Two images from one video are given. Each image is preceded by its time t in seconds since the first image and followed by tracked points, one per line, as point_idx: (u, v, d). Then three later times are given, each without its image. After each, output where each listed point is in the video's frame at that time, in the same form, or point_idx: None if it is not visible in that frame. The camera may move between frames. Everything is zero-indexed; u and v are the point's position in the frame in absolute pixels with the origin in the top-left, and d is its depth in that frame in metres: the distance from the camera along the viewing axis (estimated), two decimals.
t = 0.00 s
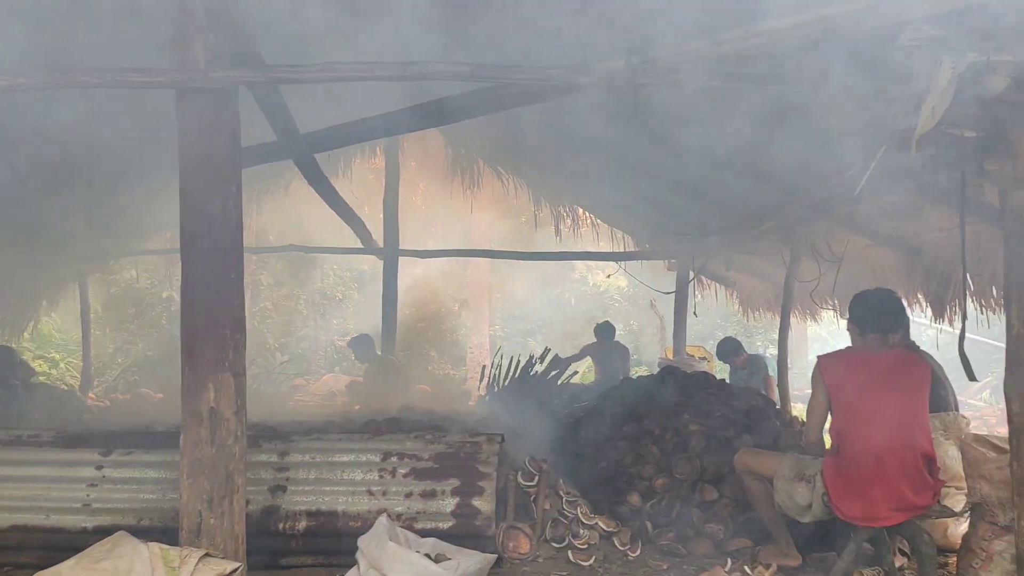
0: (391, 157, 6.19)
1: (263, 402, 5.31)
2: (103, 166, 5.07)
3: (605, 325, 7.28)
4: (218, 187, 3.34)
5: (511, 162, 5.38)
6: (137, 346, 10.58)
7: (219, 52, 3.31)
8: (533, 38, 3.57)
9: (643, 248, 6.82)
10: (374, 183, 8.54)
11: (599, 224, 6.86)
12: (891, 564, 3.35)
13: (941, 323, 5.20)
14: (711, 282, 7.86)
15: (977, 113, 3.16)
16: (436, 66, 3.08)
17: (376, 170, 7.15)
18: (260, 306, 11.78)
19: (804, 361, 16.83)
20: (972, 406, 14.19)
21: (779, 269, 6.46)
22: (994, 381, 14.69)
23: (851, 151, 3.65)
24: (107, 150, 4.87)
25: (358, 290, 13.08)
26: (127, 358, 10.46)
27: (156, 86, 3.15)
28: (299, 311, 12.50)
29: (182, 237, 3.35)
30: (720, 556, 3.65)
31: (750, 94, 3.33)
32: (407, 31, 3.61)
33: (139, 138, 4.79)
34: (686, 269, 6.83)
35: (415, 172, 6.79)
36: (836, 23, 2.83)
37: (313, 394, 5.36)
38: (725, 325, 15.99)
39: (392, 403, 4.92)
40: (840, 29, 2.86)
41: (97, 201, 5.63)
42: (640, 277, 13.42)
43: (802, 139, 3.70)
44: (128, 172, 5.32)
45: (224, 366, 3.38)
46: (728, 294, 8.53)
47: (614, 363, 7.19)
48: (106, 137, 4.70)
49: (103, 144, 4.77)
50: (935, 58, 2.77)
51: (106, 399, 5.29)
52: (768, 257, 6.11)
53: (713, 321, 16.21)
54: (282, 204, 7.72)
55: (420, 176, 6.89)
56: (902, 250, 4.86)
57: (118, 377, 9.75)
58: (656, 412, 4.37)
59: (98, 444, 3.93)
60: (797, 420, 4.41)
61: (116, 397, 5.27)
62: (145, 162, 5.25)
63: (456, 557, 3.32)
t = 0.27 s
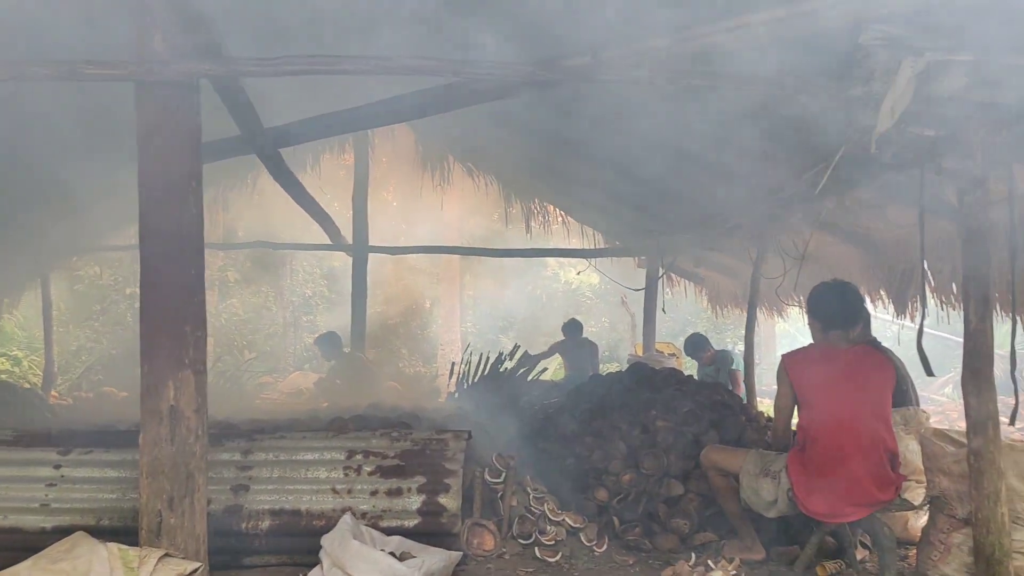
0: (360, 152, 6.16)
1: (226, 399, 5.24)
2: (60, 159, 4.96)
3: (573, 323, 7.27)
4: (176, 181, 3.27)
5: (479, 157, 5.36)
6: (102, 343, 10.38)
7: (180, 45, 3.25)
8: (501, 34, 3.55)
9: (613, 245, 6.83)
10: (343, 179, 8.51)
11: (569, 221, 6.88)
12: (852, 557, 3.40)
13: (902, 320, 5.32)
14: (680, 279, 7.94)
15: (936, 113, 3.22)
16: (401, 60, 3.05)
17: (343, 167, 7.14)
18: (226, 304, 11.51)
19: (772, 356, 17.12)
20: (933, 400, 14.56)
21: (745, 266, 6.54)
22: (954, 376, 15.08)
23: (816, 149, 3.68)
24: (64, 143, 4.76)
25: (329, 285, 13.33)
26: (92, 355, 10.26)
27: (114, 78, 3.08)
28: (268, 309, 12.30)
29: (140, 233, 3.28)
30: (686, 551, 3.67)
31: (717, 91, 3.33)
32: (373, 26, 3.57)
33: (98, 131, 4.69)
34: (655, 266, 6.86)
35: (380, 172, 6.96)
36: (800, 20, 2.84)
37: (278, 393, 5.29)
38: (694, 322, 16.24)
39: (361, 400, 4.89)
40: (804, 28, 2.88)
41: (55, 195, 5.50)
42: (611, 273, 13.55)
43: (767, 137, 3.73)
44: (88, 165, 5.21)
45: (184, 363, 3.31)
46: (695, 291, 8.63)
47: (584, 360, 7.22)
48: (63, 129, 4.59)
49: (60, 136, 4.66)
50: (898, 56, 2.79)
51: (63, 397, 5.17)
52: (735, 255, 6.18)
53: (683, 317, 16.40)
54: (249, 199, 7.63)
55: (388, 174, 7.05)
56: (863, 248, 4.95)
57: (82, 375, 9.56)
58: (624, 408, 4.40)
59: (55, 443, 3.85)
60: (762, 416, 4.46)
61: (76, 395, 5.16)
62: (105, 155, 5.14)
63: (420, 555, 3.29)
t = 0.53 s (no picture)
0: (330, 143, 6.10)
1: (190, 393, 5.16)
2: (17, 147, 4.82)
3: (543, 319, 7.26)
4: (136, 171, 3.19)
5: (449, 149, 5.33)
6: (67, 339, 10.16)
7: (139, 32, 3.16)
8: (470, 24, 3.51)
9: (585, 239, 6.84)
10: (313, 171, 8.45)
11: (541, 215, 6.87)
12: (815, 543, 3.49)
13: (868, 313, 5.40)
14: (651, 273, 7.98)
15: (901, 107, 3.26)
16: (367, 49, 3.00)
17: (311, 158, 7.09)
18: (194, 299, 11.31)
19: (742, 351, 17.39)
20: (897, 393, 14.90)
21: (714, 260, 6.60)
22: (917, 369, 15.46)
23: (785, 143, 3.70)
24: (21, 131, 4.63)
25: (299, 279, 13.32)
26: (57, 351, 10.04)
27: (68, 65, 2.98)
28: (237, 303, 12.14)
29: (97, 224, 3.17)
30: (655, 542, 3.68)
31: (688, 84, 3.32)
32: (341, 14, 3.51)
33: (56, 119, 4.56)
34: (627, 260, 6.89)
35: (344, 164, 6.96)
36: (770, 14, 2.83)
37: (246, 388, 5.22)
38: (665, 317, 16.45)
39: (330, 394, 4.84)
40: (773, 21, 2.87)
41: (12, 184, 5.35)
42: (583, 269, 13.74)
43: (736, 131, 3.74)
44: (46, 154, 5.07)
45: (145, 355, 3.20)
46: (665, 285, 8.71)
47: (556, 354, 7.22)
48: (19, 117, 4.46)
49: (15, 123, 4.52)
50: (864, 49, 2.80)
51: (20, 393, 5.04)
52: (705, 249, 6.22)
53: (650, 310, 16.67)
54: (217, 190, 7.52)
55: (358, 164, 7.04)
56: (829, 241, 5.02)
57: (46, 371, 9.35)
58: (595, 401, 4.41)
59: (12, 439, 3.75)
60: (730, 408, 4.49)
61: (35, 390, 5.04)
62: (65, 145, 5.01)
63: (387, 549, 3.26)
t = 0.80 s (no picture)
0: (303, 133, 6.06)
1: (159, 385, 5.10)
2: None
3: (519, 312, 7.30)
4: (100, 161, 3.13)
5: (422, 140, 5.31)
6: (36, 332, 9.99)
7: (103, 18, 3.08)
8: (444, 14, 3.48)
9: (560, 231, 6.84)
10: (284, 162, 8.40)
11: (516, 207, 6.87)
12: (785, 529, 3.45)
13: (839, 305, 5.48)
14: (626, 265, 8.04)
15: (871, 99, 3.29)
16: (337, 37, 2.95)
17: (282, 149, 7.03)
18: (164, 290, 11.16)
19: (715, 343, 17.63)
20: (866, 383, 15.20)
21: (688, 252, 6.65)
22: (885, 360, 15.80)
23: (757, 135, 3.72)
24: None
25: (272, 272, 13.29)
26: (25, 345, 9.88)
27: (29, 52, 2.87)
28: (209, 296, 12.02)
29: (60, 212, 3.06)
30: (628, 532, 3.70)
31: (661, 76, 3.32)
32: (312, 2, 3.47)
33: (18, 106, 4.46)
34: (601, 252, 6.91)
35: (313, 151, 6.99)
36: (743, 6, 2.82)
37: (216, 381, 5.16)
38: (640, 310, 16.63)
39: (303, 387, 4.81)
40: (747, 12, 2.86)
41: None
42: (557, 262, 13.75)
43: (710, 123, 3.75)
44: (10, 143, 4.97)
45: (112, 346, 3.07)
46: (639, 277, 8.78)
47: (532, 346, 7.24)
48: None
49: None
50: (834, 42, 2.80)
51: None
52: (679, 241, 6.26)
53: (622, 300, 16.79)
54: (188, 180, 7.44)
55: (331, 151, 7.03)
56: (800, 232, 5.08)
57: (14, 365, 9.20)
58: (569, 392, 4.43)
59: None
60: (703, 398, 4.53)
61: None
62: (28, 133, 4.91)
63: (359, 540, 3.26)
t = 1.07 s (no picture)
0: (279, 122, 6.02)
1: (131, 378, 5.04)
2: None
3: (502, 305, 7.25)
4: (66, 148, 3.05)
5: (399, 129, 5.26)
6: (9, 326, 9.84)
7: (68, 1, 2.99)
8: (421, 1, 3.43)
9: (540, 223, 6.82)
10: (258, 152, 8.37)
11: (495, 198, 6.84)
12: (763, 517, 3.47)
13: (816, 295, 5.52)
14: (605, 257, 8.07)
15: (849, 87, 3.29)
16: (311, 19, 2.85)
17: (256, 139, 6.95)
18: (140, 282, 11.02)
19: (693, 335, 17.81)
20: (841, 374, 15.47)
21: (667, 243, 6.68)
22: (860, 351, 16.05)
23: (736, 124, 3.71)
24: None
25: (249, 265, 13.12)
26: None
27: None
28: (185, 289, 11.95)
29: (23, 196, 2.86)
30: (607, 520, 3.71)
31: (640, 63, 3.30)
32: None
33: None
34: (580, 244, 6.90)
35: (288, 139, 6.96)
36: None
37: (190, 375, 5.09)
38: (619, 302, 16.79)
39: (280, 380, 4.78)
40: None
41: None
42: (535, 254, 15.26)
43: (689, 112, 3.74)
44: None
45: (82, 334, 2.83)
46: (618, 269, 8.82)
47: (512, 338, 7.23)
48: None
49: None
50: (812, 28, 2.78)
51: None
52: (657, 232, 6.28)
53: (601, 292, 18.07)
54: (162, 171, 7.36)
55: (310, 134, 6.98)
56: (777, 223, 5.10)
57: None
58: (548, 382, 4.43)
59: None
60: (682, 388, 4.54)
61: None
62: None
63: (336, 531, 3.23)
